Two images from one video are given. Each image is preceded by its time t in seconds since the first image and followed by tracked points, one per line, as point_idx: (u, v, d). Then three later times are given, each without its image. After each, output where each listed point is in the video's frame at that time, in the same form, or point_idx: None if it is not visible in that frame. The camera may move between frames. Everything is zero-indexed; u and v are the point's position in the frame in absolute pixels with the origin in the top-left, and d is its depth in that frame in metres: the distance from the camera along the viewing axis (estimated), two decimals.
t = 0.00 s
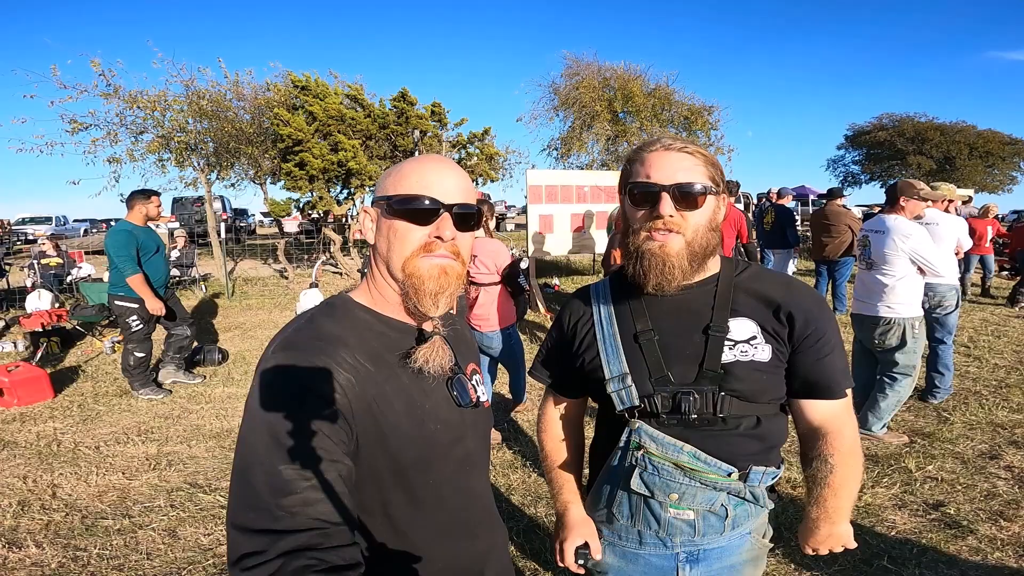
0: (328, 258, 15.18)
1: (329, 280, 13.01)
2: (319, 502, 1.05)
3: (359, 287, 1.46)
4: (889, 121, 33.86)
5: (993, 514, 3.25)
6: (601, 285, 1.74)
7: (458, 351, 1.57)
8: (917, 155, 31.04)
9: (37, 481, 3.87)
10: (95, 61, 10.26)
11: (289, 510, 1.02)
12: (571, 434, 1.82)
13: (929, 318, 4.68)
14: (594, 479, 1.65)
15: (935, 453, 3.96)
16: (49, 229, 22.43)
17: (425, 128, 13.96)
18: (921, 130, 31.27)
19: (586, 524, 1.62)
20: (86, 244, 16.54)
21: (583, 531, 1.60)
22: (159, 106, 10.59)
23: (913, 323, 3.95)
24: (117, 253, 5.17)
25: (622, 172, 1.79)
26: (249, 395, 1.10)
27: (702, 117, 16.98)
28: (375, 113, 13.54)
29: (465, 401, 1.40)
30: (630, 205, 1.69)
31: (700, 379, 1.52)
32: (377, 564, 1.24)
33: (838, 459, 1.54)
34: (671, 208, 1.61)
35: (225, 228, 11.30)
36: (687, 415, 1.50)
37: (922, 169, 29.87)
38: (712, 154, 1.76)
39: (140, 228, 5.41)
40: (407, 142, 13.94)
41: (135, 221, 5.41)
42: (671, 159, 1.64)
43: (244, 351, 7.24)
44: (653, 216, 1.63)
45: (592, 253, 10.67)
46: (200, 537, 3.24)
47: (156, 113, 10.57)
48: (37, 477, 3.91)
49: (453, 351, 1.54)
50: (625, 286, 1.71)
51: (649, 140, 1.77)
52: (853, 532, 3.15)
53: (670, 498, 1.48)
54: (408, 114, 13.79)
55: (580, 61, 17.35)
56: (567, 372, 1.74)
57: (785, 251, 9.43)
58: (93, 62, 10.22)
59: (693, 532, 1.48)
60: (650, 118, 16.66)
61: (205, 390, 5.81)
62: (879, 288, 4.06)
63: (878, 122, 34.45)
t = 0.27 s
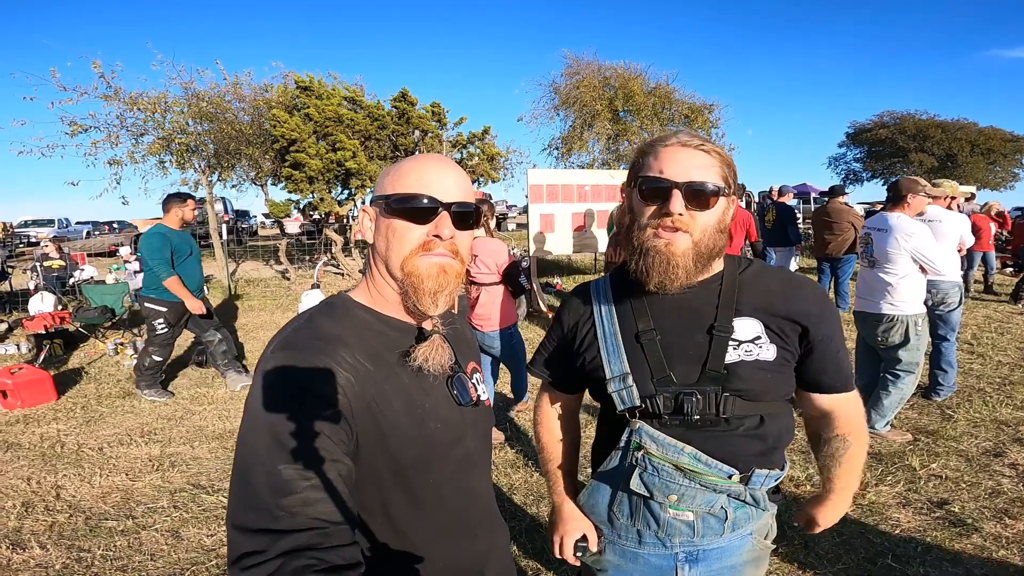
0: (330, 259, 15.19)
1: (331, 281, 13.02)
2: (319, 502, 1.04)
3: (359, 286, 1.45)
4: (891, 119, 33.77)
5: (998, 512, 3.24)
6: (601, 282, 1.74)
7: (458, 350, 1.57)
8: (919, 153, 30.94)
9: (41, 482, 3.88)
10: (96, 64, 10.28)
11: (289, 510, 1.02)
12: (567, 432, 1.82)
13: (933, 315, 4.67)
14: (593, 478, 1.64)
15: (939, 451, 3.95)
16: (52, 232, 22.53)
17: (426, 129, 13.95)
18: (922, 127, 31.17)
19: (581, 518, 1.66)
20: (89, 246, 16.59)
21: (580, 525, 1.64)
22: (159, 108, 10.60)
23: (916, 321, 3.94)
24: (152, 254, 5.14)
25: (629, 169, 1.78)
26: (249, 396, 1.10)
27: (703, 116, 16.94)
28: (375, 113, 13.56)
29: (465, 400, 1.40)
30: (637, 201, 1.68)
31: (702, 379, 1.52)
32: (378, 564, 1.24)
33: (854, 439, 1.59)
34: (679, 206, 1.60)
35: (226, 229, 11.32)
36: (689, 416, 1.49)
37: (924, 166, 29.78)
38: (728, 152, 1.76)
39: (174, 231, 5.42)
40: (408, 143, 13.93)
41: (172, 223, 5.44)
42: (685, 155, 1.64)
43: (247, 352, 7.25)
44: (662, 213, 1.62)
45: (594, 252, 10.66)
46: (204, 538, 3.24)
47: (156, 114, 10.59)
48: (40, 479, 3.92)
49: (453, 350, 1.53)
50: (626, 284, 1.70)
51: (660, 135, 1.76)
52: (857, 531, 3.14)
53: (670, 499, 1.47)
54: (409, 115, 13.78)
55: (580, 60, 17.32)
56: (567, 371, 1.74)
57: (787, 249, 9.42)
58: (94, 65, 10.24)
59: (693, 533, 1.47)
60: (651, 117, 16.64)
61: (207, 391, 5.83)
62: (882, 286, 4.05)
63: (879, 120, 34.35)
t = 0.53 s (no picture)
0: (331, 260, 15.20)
1: (332, 282, 13.03)
2: (319, 502, 1.04)
3: (360, 286, 1.45)
4: (892, 120, 33.76)
5: (999, 513, 3.23)
6: (604, 280, 1.73)
7: (459, 350, 1.57)
8: (921, 154, 30.92)
9: (41, 483, 3.89)
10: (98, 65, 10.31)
11: (289, 510, 1.02)
12: (564, 432, 1.75)
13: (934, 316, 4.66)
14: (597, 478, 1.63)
15: (941, 452, 3.94)
16: (54, 233, 22.58)
17: (426, 130, 13.96)
18: (924, 128, 31.15)
19: (591, 529, 1.61)
20: (91, 247, 16.62)
21: (591, 538, 1.59)
22: (160, 109, 10.62)
23: (921, 323, 3.95)
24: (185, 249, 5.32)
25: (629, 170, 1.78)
26: (250, 398, 1.10)
27: (704, 117, 16.94)
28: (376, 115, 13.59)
29: (466, 400, 1.40)
30: (636, 202, 1.68)
31: (708, 376, 1.51)
32: (378, 564, 1.24)
33: (848, 454, 1.50)
34: (678, 207, 1.61)
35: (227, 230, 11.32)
36: (697, 413, 1.49)
37: (925, 168, 29.75)
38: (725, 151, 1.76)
39: (212, 227, 5.53)
40: (409, 144, 13.95)
41: (209, 220, 5.54)
42: (680, 156, 1.64)
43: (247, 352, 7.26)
44: (660, 214, 1.62)
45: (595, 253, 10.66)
46: (204, 538, 3.24)
47: (158, 116, 10.61)
48: (41, 479, 3.92)
49: (454, 350, 1.52)
50: (628, 284, 1.70)
51: (656, 138, 1.77)
52: (859, 532, 3.13)
53: (679, 496, 1.48)
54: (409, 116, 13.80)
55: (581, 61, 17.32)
56: (570, 369, 1.73)
57: (788, 251, 9.41)
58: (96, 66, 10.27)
59: (700, 531, 1.48)
60: (652, 118, 16.64)
61: (208, 391, 5.83)
62: (886, 288, 4.03)
63: (880, 121, 34.33)
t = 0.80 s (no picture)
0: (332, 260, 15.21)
1: (334, 281, 13.05)
2: (319, 502, 1.04)
3: (360, 287, 1.45)
4: (894, 120, 33.69)
5: (1001, 514, 3.22)
6: (606, 281, 1.73)
7: (458, 349, 1.57)
8: (923, 154, 30.86)
9: (43, 482, 3.89)
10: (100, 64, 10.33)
11: (289, 510, 1.02)
12: (569, 431, 1.75)
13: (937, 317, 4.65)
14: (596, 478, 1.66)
15: (943, 453, 3.93)
16: (56, 232, 22.64)
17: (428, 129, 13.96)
18: (927, 128, 31.08)
19: (602, 526, 1.57)
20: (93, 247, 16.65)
21: (603, 535, 1.55)
22: (163, 108, 10.64)
23: (931, 324, 3.94)
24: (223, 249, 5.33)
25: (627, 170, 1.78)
26: (251, 398, 1.10)
27: (706, 117, 16.92)
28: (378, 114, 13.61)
29: (466, 400, 1.40)
30: (634, 204, 1.68)
31: (704, 378, 1.51)
32: (379, 564, 1.24)
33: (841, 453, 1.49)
34: (675, 207, 1.60)
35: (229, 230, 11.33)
36: (691, 414, 1.49)
37: (928, 168, 29.70)
38: (721, 150, 1.76)
39: (251, 227, 5.48)
40: (411, 144, 13.96)
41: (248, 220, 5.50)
42: (677, 156, 1.64)
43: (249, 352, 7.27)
44: (659, 215, 1.62)
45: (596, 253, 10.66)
46: (205, 538, 3.25)
47: (160, 115, 10.63)
48: (43, 478, 3.92)
49: (454, 350, 1.53)
50: (628, 285, 1.70)
51: (653, 138, 1.77)
52: (860, 533, 3.13)
53: (671, 497, 1.48)
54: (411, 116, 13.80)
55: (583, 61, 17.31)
56: (572, 369, 1.73)
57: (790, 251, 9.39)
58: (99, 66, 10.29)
59: (694, 533, 1.48)
60: (654, 118, 16.62)
61: (210, 390, 5.85)
62: (896, 289, 4.01)
63: (883, 121, 34.26)
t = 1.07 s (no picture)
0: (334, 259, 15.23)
1: (336, 280, 13.06)
2: (319, 501, 1.04)
3: (359, 286, 1.45)
4: (897, 120, 33.66)
5: (1003, 515, 3.21)
6: (606, 283, 1.74)
7: (459, 348, 1.57)
8: (926, 155, 30.83)
9: (45, 480, 3.90)
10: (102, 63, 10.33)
11: (290, 510, 1.02)
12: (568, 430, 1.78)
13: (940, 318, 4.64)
14: (593, 476, 1.68)
15: (945, 454, 3.92)
16: (58, 231, 22.68)
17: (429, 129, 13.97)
18: (929, 129, 31.04)
19: (595, 521, 1.61)
20: (95, 245, 16.67)
21: (595, 530, 1.59)
22: (165, 107, 10.65)
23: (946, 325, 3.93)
24: (265, 252, 5.34)
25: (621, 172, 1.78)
26: (252, 397, 1.10)
27: (708, 117, 16.91)
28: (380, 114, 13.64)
29: (467, 400, 1.40)
30: (625, 208, 1.69)
31: (696, 380, 1.51)
32: (379, 564, 1.24)
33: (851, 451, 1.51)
34: (664, 209, 1.61)
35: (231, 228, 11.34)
36: (682, 417, 1.49)
37: (931, 169, 29.66)
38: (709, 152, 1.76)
39: (290, 228, 5.48)
40: (413, 143, 13.97)
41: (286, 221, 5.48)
42: (669, 159, 1.65)
43: (251, 351, 7.28)
44: (652, 216, 1.62)
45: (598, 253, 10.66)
46: (206, 537, 3.25)
47: (163, 114, 10.64)
48: (45, 477, 3.93)
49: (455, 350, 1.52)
50: (626, 285, 1.70)
51: (646, 140, 1.77)
52: (861, 533, 3.12)
53: (661, 497, 1.49)
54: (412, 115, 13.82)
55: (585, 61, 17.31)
56: (572, 369, 1.74)
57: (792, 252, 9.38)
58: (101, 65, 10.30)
59: (685, 534, 1.48)
60: (656, 118, 16.60)
61: (212, 389, 5.85)
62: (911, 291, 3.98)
63: (885, 121, 34.22)
